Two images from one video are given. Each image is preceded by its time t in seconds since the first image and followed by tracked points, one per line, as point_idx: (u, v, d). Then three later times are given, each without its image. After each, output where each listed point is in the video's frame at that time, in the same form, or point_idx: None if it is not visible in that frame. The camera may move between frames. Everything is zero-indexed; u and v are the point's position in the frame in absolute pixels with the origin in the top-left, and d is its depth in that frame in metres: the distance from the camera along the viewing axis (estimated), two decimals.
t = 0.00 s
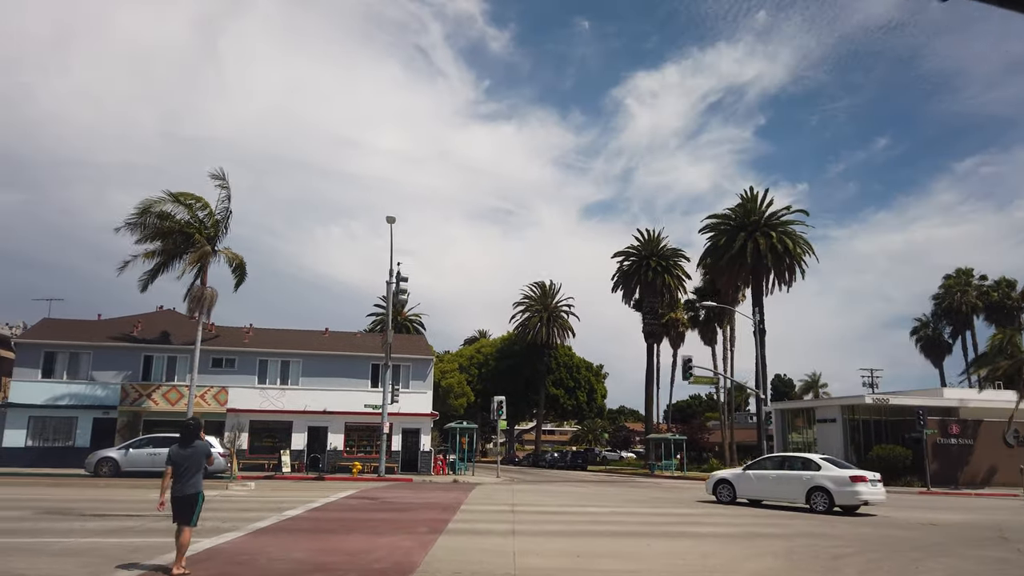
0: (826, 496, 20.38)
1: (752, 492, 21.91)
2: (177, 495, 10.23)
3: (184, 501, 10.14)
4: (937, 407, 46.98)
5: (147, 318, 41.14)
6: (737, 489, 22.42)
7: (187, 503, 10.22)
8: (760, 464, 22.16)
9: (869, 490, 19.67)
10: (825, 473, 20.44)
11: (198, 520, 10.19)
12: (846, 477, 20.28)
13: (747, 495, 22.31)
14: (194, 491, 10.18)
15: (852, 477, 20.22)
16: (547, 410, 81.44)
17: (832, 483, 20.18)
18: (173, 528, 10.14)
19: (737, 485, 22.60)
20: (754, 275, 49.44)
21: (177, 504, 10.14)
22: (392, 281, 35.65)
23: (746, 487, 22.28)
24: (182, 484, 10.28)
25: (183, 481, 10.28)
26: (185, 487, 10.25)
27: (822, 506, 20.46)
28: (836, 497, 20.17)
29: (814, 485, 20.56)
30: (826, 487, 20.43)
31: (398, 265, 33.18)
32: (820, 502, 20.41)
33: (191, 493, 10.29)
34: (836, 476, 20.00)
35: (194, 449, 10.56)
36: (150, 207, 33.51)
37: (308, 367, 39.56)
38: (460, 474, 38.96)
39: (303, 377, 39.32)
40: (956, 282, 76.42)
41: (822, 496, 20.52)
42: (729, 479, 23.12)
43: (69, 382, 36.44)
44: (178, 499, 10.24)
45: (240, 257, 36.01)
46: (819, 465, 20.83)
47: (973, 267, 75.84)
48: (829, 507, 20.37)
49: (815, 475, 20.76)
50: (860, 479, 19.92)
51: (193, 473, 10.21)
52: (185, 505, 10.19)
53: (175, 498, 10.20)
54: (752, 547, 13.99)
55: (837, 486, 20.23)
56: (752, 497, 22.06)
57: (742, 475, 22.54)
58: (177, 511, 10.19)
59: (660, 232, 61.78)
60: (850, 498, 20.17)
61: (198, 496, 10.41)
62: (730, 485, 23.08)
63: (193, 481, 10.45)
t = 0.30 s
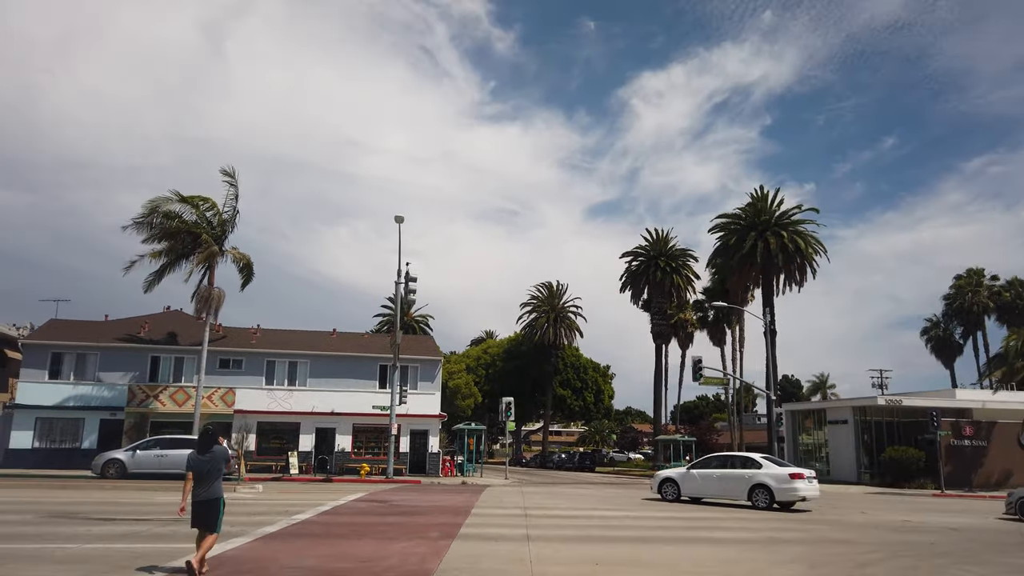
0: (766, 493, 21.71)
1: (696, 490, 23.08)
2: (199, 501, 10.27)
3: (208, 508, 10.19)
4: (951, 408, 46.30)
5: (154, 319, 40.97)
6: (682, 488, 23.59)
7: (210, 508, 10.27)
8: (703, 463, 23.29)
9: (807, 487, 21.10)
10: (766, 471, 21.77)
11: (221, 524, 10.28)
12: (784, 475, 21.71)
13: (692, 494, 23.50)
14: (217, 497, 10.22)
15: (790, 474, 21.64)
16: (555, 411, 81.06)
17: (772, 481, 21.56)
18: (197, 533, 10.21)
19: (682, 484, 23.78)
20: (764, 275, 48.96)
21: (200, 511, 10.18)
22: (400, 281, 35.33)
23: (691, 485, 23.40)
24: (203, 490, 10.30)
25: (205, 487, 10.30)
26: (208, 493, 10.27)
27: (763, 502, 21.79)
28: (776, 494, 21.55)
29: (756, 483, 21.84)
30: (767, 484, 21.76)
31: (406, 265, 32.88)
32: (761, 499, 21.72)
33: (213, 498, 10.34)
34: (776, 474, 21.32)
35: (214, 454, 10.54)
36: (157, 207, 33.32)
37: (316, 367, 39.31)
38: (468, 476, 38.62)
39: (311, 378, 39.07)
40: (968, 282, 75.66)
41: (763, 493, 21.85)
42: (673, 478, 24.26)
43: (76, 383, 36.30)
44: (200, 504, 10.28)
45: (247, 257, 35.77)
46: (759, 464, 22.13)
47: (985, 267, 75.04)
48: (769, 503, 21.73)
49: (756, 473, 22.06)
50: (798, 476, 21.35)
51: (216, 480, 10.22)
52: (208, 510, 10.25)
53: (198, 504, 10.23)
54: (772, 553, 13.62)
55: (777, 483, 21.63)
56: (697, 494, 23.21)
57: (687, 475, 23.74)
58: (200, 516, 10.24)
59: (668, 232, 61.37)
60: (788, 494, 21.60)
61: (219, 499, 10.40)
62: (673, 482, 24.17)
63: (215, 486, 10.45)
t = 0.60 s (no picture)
0: (707, 490, 22.83)
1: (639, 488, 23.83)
2: (216, 500, 10.20)
3: (227, 505, 10.15)
4: (965, 411, 45.69)
5: (158, 321, 40.69)
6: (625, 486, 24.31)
7: (227, 507, 10.23)
8: (644, 462, 24.04)
9: (745, 484, 22.41)
10: (706, 470, 22.81)
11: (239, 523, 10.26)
12: (724, 473, 22.84)
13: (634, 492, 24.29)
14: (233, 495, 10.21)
15: (729, 473, 22.80)
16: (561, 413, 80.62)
17: (713, 479, 22.64)
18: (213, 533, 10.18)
19: (624, 481, 24.54)
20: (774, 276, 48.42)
21: (218, 509, 10.12)
22: (407, 282, 34.96)
23: (634, 485, 24.16)
24: (220, 488, 10.26)
25: (223, 485, 10.26)
26: (226, 491, 10.22)
27: (703, 499, 22.90)
28: (717, 492, 22.73)
29: (697, 481, 22.88)
30: (708, 482, 22.83)
31: (413, 265, 32.51)
32: (702, 497, 22.82)
33: (230, 497, 10.30)
34: (717, 473, 22.42)
35: (228, 453, 10.55)
36: (161, 209, 33.04)
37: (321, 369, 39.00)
38: (475, 479, 38.24)
39: (317, 380, 38.74)
40: (977, 283, 74.92)
41: (703, 490, 22.95)
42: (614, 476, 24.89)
43: (80, 385, 36.01)
44: (217, 503, 10.21)
45: (252, 257, 35.49)
46: (699, 462, 23.14)
47: (994, 268, 74.30)
48: (709, 501, 22.87)
49: (696, 471, 23.07)
50: (736, 474, 22.58)
51: (235, 476, 10.21)
52: (226, 509, 10.22)
53: (215, 503, 10.17)
54: (791, 559, 13.24)
55: (717, 481, 22.75)
56: (639, 493, 23.98)
57: (629, 473, 24.49)
58: (217, 515, 10.17)
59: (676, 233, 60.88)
60: (726, 491, 22.81)
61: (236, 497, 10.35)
62: (614, 482, 24.87)
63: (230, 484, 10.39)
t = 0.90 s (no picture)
0: (645, 489, 23.71)
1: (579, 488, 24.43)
2: (235, 507, 9.92)
3: (246, 512, 9.86)
4: (977, 413, 45.22)
5: (164, 323, 40.44)
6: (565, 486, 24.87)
7: (246, 515, 9.95)
8: (584, 463, 24.77)
9: (682, 482, 23.42)
10: (644, 469, 23.72)
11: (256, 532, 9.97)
12: (660, 472, 23.79)
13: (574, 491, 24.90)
14: (254, 502, 9.95)
15: (665, 472, 23.78)
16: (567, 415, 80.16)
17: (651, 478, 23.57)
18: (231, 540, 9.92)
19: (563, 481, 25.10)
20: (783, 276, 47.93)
21: (237, 516, 9.83)
22: (415, 283, 34.62)
23: (575, 485, 24.84)
24: (239, 495, 9.98)
25: (243, 492, 9.98)
26: (246, 498, 9.94)
27: (641, 498, 23.78)
28: (654, 490, 23.66)
29: (635, 480, 23.73)
30: (646, 481, 23.71)
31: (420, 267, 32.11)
32: (639, 495, 23.71)
33: (249, 504, 10.01)
34: (655, 472, 23.40)
35: (249, 460, 10.31)
36: (165, 211, 32.80)
37: (328, 371, 38.72)
38: (482, 482, 37.90)
39: (323, 382, 38.46)
40: (987, 284, 74.16)
41: (642, 489, 23.84)
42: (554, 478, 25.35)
43: (85, 387, 35.77)
44: (236, 510, 9.93)
45: (256, 258, 35.18)
46: (638, 462, 24.02)
47: (1005, 268, 73.55)
48: (646, 499, 23.77)
49: (634, 471, 23.95)
50: (673, 473, 23.59)
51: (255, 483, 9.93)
52: (244, 517, 9.94)
53: (234, 510, 9.89)
54: (813, 566, 12.84)
55: (654, 480, 23.68)
56: (580, 493, 24.67)
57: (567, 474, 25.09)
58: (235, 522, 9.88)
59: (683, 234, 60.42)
60: (662, 490, 23.77)
61: (257, 504, 10.07)
62: (555, 483, 25.47)
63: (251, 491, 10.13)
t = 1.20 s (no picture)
0: (582, 486, 24.10)
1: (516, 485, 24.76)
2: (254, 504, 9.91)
3: (262, 510, 9.87)
4: (990, 412, 44.81)
5: (169, 321, 40.21)
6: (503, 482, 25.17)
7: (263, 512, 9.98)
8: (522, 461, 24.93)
9: (617, 479, 23.93)
10: (581, 467, 24.06)
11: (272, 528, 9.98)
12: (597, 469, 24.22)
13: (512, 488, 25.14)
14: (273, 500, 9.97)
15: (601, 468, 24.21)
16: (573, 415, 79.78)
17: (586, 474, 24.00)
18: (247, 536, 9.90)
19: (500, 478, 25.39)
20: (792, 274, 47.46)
21: (253, 513, 9.87)
22: (422, 280, 34.26)
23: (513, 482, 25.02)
24: (259, 492, 9.97)
25: (259, 490, 9.98)
26: (261, 496, 9.94)
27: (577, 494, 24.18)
28: (590, 487, 24.05)
29: (571, 478, 24.09)
30: (581, 478, 24.08)
31: (428, 264, 31.72)
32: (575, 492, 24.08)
33: (267, 502, 10.03)
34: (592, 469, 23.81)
35: (267, 457, 10.26)
36: (170, 207, 32.57)
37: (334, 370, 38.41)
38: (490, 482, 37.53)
39: (330, 381, 38.15)
40: (997, 282, 73.45)
41: (578, 486, 24.25)
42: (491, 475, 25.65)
43: (90, 386, 35.54)
44: (254, 507, 9.96)
45: (262, 255, 34.89)
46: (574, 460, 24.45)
47: (1015, 267, 72.83)
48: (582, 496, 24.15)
49: (570, 468, 24.28)
50: (609, 471, 24.04)
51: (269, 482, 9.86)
52: (261, 514, 9.97)
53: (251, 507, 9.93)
54: (836, 568, 12.48)
55: (591, 477, 24.09)
56: (518, 490, 24.96)
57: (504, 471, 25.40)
58: (253, 519, 9.94)
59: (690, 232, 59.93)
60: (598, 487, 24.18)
61: (275, 502, 10.07)
62: (494, 479, 25.55)
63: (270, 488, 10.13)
